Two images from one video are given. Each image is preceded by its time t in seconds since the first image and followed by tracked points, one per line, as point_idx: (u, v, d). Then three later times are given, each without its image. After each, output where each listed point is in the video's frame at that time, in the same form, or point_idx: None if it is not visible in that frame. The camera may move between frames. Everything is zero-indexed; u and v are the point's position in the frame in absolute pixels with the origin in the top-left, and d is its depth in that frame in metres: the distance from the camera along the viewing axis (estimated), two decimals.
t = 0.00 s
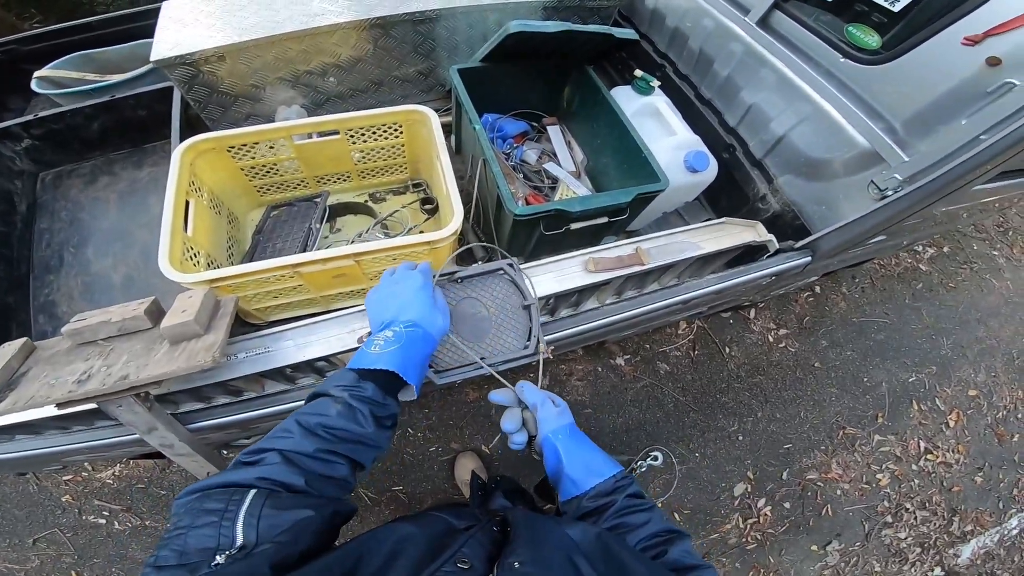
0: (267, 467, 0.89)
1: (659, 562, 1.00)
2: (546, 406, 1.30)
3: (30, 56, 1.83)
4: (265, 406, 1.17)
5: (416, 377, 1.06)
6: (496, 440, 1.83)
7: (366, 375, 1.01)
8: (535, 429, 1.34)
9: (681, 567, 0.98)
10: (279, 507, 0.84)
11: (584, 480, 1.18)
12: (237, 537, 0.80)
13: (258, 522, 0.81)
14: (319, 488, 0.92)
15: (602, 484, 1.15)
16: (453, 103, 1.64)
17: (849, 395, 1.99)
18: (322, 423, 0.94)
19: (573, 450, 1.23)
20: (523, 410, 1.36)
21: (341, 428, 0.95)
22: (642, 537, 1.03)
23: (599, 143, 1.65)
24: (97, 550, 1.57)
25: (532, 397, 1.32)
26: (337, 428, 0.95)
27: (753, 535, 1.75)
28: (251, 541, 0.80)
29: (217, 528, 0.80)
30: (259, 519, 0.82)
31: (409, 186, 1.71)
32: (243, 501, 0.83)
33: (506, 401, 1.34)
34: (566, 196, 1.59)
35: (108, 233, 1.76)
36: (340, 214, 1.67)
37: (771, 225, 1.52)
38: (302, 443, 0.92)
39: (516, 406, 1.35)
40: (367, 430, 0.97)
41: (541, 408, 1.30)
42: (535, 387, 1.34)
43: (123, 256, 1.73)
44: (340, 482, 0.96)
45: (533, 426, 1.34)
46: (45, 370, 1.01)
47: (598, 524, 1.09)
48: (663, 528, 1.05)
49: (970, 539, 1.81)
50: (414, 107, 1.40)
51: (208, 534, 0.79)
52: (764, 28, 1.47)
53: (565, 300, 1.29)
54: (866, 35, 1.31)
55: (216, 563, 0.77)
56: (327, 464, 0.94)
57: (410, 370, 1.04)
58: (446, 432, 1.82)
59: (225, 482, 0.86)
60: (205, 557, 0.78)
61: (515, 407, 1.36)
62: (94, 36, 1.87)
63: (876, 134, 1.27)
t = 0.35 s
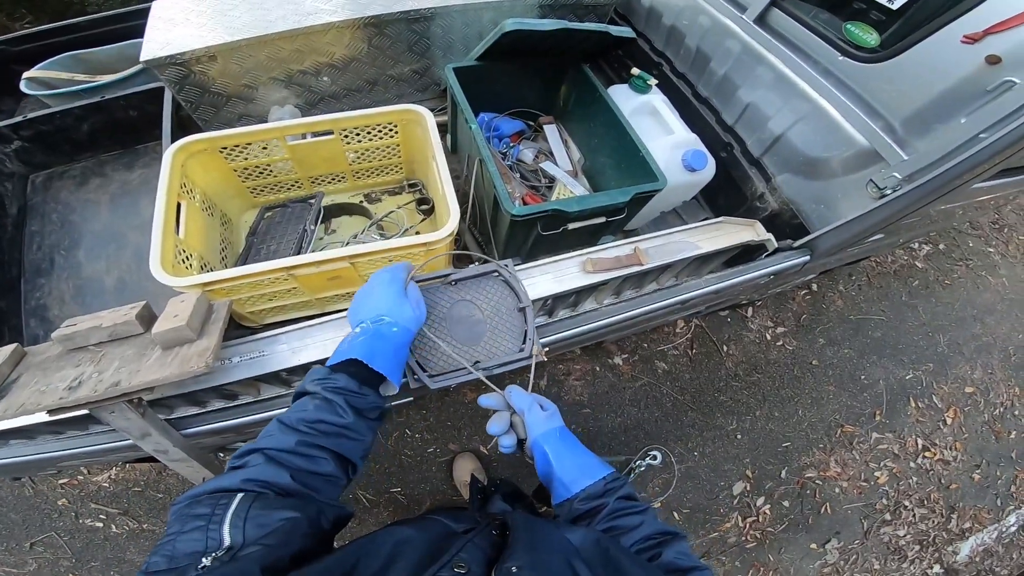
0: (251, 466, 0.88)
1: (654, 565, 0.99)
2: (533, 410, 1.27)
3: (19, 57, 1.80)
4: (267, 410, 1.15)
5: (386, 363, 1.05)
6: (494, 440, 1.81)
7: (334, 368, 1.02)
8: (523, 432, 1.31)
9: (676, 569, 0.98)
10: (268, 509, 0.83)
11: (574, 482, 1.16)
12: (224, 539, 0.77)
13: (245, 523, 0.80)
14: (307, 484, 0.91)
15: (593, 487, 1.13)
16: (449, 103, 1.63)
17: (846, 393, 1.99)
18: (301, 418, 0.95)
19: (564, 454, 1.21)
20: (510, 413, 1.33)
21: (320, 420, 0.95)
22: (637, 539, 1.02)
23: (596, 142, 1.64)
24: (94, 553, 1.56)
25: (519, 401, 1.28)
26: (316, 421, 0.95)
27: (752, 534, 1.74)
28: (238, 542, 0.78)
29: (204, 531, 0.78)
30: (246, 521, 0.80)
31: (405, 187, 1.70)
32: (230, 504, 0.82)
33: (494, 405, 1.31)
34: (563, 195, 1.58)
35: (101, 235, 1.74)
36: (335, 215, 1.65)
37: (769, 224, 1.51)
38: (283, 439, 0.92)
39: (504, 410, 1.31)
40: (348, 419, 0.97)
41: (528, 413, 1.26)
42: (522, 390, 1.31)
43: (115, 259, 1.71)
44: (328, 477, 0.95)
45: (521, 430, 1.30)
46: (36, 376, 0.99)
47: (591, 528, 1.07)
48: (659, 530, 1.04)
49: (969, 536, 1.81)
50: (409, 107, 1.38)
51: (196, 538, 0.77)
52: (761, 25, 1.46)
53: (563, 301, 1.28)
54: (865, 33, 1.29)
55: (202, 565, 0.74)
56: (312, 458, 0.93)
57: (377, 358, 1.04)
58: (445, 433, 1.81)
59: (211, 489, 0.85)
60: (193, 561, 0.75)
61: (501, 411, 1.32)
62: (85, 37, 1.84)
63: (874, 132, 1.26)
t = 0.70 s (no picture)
0: (267, 464, 0.87)
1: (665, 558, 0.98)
2: (549, 401, 1.25)
3: (16, 54, 1.78)
4: (276, 413, 1.15)
5: (398, 352, 1.04)
6: (499, 438, 1.81)
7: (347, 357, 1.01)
8: (537, 424, 1.29)
9: (687, 562, 0.96)
10: (286, 514, 0.81)
11: (588, 472, 1.15)
12: (240, 548, 0.76)
13: (261, 531, 0.78)
14: (323, 478, 0.89)
15: (606, 479, 1.12)
16: (456, 98, 1.60)
17: (849, 390, 1.98)
18: (316, 410, 0.93)
19: (578, 445, 1.20)
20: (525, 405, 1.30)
21: (335, 411, 0.93)
22: (648, 533, 1.01)
23: (605, 139, 1.62)
24: (99, 555, 1.55)
25: (534, 392, 1.27)
26: (331, 412, 0.93)
27: (756, 531, 1.74)
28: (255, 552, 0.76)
29: (220, 539, 0.77)
30: (262, 529, 0.78)
31: (412, 183, 1.68)
32: (246, 509, 0.80)
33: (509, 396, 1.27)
34: (572, 193, 1.57)
35: (102, 234, 1.72)
36: (341, 212, 1.64)
37: (779, 222, 1.50)
38: (298, 433, 0.90)
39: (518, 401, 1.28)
40: (363, 410, 0.95)
41: (544, 403, 1.25)
42: (537, 382, 1.30)
43: (117, 258, 1.69)
44: (345, 471, 0.93)
45: (536, 421, 1.28)
46: (43, 381, 0.97)
47: (602, 519, 1.06)
48: (668, 523, 1.03)
49: (969, 532, 1.82)
50: (417, 103, 1.37)
51: (212, 546, 0.76)
52: (774, 23, 1.45)
53: (574, 300, 1.27)
54: (882, 32, 1.29)
55: None
56: (327, 452, 0.91)
57: (390, 345, 1.04)
58: (450, 431, 1.80)
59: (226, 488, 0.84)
60: (210, 571, 0.75)
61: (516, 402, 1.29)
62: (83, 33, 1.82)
63: (889, 131, 1.25)
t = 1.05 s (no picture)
0: (249, 460, 0.85)
1: (663, 558, 0.97)
2: (550, 405, 1.26)
3: (11, 45, 1.75)
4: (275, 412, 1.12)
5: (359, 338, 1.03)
6: (498, 434, 1.80)
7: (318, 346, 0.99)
8: (538, 427, 1.26)
9: (684, 564, 0.95)
10: (273, 507, 0.80)
11: (587, 475, 1.14)
12: (228, 543, 0.75)
13: (247, 526, 0.77)
14: (308, 471, 0.88)
15: (604, 480, 1.11)
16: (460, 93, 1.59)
17: (846, 388, 1.97)
18: (292, 403, 0.91)
19: (578, 449, 1.19)
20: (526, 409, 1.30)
21: (311, 402, 0.92)
22: (646, 533, 1.00)
23: (609, 136, 1.61)
24: (95, 551, 1.54)
25: (536, 395, 1.27)
26: (308, 404, 0.91)
27: (752, 528, 1.74)
28: (241, 548, 0.75)
29: (207, 535, 0.76)
30: (248, 523, 0.77)
31: (414, 178, 1.66)
32: (232, 504, 0.79)
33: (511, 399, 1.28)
34: (575, 189, 1.55)
35: (100, 228, 1.70)
36: (343, 206, 1.62)
37: (784, 221, 1.49)
38: (276, 427, 0.89)
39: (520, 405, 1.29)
40: (340, 398, 0.94)
41: (546, 407, 1.25)
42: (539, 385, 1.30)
43: (114, 252, 1.67)
44: (329, 461, 0.91)
45: (536, 424, 1.26)
46: (40, 378, 0.96)
47: (601, 520, 1.06)
48: (666, 525, 1.02)
49: (962, 531, 1.82)
50: (421, 98, 1.35)
51: (198, 542, 0.75)
52: (784, 22, 1.43)
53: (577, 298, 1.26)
54: (894, 33, 1.27)
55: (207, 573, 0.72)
56: (308, 444, 0.90)
57: (353, 330, 1.03)
58: (448, 427, 1.79)
59: (211, 488, 0.82)
60: (198, 568, 0.74)
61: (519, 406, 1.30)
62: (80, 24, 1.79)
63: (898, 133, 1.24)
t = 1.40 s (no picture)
0: (237, 450, 0.85)
1: (653, 554, 0.97)
2: (541, 399, 1.24)
3: (9, 40, 1.74)
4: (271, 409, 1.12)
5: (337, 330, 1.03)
6: (497, 430, 1.79)
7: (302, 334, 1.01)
8: (529, 423, 1.27)
9: (674, 560, 0.95)
10: (262, 497, 0.80)
11: (578, 468, 1.13)
12: (216, 535, 0.75)
13: (236, 517, 0.76)
14: (296, 457, 0.87)
15: (594, 473, 1.10)
16: (460, 87, 1.58)
17: (845, 384, 1.97)
18: (277, 391, 0.92)
19: (570, 442, 1.19)
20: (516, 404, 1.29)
21: (296, 389, 0.92)
22: (636, 527, 1.00)
23: (609, 131, 1.60)
24: (94, 546, 1.54)
25: (525, 390, 1.25)
26: (292, 391, 0.92)
27: (750, 525, 1.74)
28: (230, 539, 0.75)
29: (195, 526, 0.76)
30: (237, 514, 0.77)
31: (413, 172, 1.65)
32: (220, 496, 0.79)
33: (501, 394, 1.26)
34: (575, 184, 1.54)
35: (97, 222, 1.69)
36: (342, 201, 1.61)
37: (784, 217, 1.48)
38: (262, 415, 0.89)
39: (510, 400, 1.27)
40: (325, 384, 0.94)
41: (536, 402, 1.24)
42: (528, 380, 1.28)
43: (112, 247, 1.66)
44: (318, 448, 0.90)
45: (527, 419, 1.27)
46: (38, 373, 0.96)
47: (591, 513, 1.05)
48: (657, 519, 1.02)
49: (959, 529, 1.82)
50: (420, 92, 1.34)
51: (187, 534, 0.75)
52: (787, 18, 1.42)
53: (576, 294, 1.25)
54: (898, 29, 1.26)
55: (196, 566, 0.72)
56: (296, 431, 0.89)
57: (331, 322, 1.04)
58: (447, 422, 1.79)
59: (199, 481, 0.82)
60: (186, 560, 0.73)
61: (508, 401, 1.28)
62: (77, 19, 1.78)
63: (901, 130, 1.24)
